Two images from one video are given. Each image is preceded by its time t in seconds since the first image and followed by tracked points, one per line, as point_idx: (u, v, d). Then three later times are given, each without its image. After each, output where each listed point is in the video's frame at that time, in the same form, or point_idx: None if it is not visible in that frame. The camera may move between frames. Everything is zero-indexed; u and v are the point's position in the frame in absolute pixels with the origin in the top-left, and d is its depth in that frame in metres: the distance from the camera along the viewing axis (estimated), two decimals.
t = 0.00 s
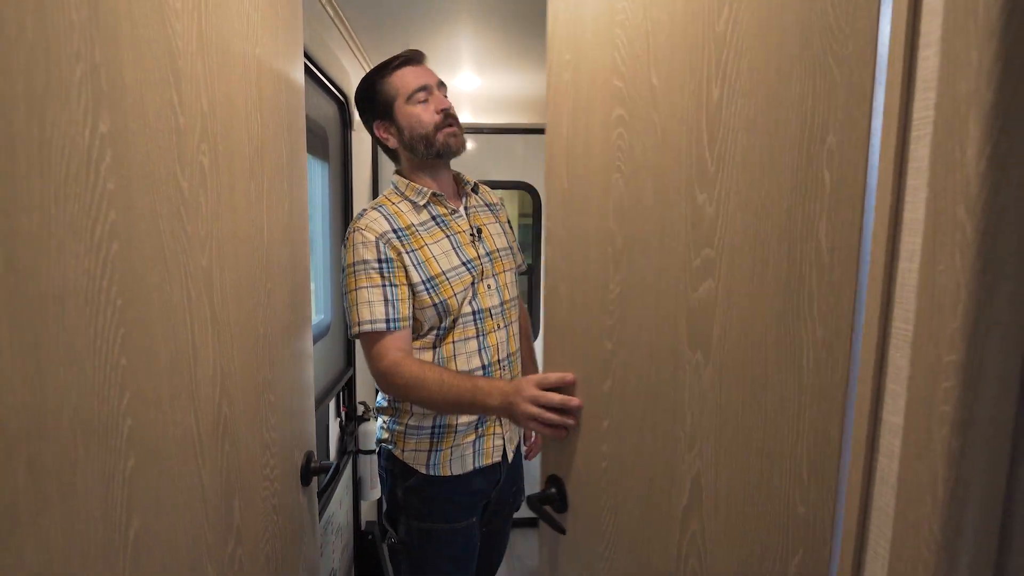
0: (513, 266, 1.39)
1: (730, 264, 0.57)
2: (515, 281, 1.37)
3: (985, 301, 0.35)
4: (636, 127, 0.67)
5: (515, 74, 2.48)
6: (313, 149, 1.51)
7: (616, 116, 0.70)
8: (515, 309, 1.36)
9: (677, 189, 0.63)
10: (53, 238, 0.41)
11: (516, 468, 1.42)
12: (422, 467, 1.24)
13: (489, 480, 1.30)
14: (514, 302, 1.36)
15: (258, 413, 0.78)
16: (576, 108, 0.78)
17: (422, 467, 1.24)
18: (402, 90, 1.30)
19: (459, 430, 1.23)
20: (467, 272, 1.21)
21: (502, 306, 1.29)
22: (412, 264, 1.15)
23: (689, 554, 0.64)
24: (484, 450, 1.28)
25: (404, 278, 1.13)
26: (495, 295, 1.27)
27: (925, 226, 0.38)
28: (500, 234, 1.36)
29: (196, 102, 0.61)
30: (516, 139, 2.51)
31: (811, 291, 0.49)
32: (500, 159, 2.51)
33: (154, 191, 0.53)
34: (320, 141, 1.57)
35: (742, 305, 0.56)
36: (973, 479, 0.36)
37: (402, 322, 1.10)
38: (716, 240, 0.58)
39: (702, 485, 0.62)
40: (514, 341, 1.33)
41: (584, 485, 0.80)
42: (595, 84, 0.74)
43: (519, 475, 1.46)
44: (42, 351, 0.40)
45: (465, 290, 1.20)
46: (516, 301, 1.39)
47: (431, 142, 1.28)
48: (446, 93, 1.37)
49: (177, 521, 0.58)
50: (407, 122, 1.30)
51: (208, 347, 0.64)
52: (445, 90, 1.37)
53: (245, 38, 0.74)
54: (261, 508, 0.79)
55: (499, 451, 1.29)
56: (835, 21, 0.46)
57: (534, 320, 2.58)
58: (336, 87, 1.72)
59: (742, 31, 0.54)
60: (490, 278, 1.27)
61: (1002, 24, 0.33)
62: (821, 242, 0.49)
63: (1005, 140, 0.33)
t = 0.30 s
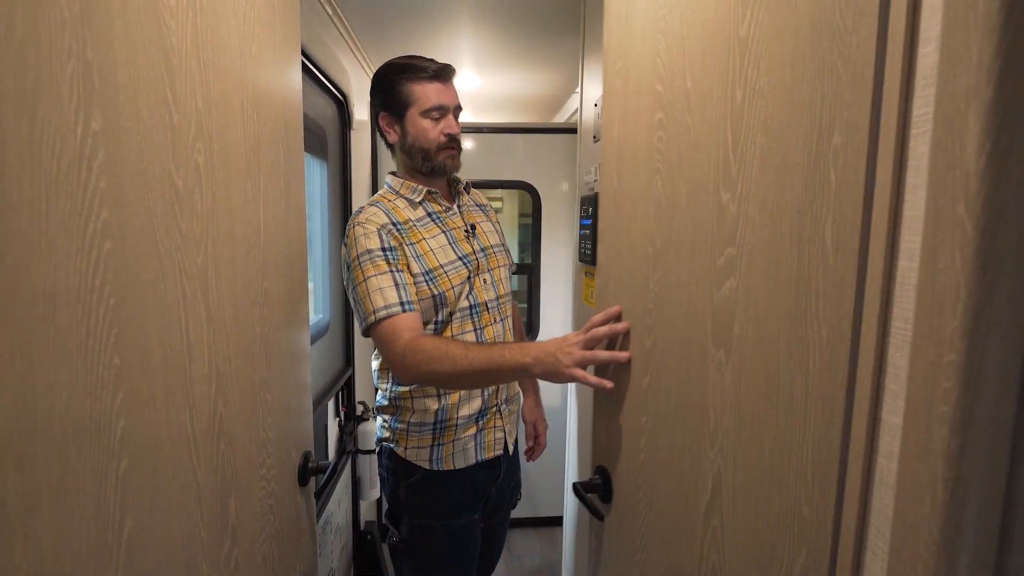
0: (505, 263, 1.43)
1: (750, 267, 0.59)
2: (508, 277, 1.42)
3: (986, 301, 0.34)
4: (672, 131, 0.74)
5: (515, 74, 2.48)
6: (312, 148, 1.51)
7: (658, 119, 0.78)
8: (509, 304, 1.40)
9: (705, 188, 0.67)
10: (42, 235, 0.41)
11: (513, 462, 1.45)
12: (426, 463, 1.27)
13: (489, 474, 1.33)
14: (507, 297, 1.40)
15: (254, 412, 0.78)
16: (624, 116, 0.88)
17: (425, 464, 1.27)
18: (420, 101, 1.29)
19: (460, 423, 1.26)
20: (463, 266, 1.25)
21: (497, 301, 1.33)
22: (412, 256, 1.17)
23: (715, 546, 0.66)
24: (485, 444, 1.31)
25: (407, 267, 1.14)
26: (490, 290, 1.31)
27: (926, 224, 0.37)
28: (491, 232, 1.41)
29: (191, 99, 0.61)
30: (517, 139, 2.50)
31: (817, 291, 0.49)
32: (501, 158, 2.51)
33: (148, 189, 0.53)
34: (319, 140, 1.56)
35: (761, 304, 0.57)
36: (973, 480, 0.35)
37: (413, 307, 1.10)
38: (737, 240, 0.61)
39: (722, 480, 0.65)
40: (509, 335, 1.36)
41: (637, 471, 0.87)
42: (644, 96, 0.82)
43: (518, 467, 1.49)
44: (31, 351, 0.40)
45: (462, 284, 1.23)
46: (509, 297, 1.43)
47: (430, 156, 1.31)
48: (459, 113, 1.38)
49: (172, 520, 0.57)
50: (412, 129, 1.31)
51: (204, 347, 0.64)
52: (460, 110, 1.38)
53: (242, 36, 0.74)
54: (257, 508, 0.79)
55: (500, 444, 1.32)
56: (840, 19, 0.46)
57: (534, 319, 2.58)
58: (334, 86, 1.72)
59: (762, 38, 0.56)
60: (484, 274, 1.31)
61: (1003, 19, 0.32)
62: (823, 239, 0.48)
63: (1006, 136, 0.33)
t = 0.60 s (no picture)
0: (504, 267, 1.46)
1: (762, 266, 0.58)
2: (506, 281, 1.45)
3: (983, 303, 0.33)
4: (698, 131, 0.75)
5: (515, 74, 2.48)
6: (310, 148, 1.50)
7: (685, 123, 0.79)
8: (507, 307, 1.43)
9: (725, 188, 0.67)
10: (32, 236, 0.40)
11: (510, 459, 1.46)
12: (426, 460, 1.26)
13: (488, 472, 1.33)
14: (505, 300, 1.43)
15: (250, 413, 0.78)
16: (660, 117, 0.89)
17: (426, 462, 1.26)
18: (433, 100, 1.31)
19: (461, 421, 1.26)
20: (467, 267, 1.27)
21: (497, 304, 1.36)
22: (420, 253, 1.18)
23: (727, 549, 0.66)
24: (485, 443, 1.31)
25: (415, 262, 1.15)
26: (491, 292, 1.34)
27: (921, 224, 0.37)
28: (492, 236, 1.45)
29: (185, 100, 0.60)
30: (516, 138, 2.50)
31: (820, 291, 0.49)
32: (501, 158, 2.50)
33: (140, 190, 0.53)
34: (317, 141, 1.56)
35: (769, 305, 0.57)
36: (970, 485, 0.35)
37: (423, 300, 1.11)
38: (752, 239, 0.61)
39: (735, 481, 0.64)
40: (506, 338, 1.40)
41: (662, 472, 0.87)
42: (674, 97, 0.83)
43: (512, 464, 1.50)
44: (19, 353, 0.39)
45: (465, 284, 1.26)
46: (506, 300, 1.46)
47: (439, 155, 1.32)
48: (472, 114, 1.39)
49: (165, 521, 0.57)
50: (423, 127, 1.32)
51: (199, 348, 0.63)
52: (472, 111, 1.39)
53: (238, 37, 0.73)
54: (253, 509, 0.79)
55: (498, 444, 1.32)
56: (842, 18, 0.46)
57: (534, 319, 2.58)
58: (333, 86, 1.71)
59: (775, 38, 0.56)
60: (486, 276, 1.35)
61: (999, 17, 0.32)
62: (824, 240, 0.48)
63: (1002, 136, 0.32)
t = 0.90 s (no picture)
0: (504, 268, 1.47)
1: (768, 264, 0.58)
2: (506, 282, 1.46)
3: (989, 301, 0.33)
4: (709, 128, 0.74)
5: (516, 73, 2.47)
6: (309, 146, 1.50)
7: (696, 120, 0.78)
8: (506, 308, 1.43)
9: (732, 186, 0.66)
10: (20, 232, 0.40)
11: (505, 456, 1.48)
12: (426, 456, 1.26)
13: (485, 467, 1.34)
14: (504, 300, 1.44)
15: (247, 413, 0.77)
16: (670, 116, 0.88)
17: (426, 457, 1.26)
18: (443, 96, 1.31)
19: (462, 417, 1.26)
20: (472, 267, 1.27)
21: (497, 305, 1.37)
22: (431, 251, 1.18)
23: (731, 551, 0.65)
24: (483, 438, 1.32)
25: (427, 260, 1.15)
26: (493, 292, 1.34)
27: (926, 221, 0.36)
28: (494, 237, 1.45)
29: (179, 96, 0.60)
30: (517, 137, 2.49)
31: (824, 289, 0.48)
32: (501, 157, 2.49)
33: (134, 186, 0.52)
34: (316, 139, 1.56)
35: (774, 304, 0.56)
36: (974, 487, 0.34)
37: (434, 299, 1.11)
38: (759, 237, 0.60)
39: (741, 481, 0.64)
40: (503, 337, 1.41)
41: (669, 473, 0.86)
42: (686, 96, 0.82)
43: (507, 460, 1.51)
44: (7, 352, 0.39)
45: (470, 283, 1.26)
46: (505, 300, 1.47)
47: (448, 154, 1.32)
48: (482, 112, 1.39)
49: (159, 522, 0.57)
50: (433, 123, 1.32)
51: (193, 347, 0.63)
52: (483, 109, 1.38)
53: (234, 34, 0.73)
54: (249, 509, 0.78)
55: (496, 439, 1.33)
56: (847, 13, 0.45)
57: (534, 318, 2.58)
58: (333, 84, 1.71)
59: (782, 33, 0.55)
60: (488, 276, 1.34)
61: (1006, 9, 0.31)
62: (830, 238, 0.47)
63: (1008, 131, 0.31)
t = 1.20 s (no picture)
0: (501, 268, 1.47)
1: (764, 269, 0.57)
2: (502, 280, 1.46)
3: (986, 311, 0.32)
4: (705, 131, 0.73)
5: (515, 74, 2.47)
6: (307, 148, 1.50)
7: (693, 122, 0.77)
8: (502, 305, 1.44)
9: (729, 190, 0.66)
10: (8, 239, 0.39)
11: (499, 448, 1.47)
12: (419, 446, 1.26)
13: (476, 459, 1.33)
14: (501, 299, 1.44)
15: (241, 417, 0.77)
16: (668, 120, 0.87)
17: (419, 447, 1.26)
18: (438, 98, 1.31)
19: (454, 409, 1.26)
20: (471, 265, 1.27)
21: (493, 302, 1.37)
22: (431, 249, 1.18)
23: (727, 558, 0.65)
24: (475, 430, 1.31)
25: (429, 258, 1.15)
26: (490, 290, 1.34)
27: (921, 229, 0.36)
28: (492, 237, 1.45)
29: (172, 100, 0.59)
30: (517, 138, 2.48)
31: (821, 295, 0.47)
32: (501, 158, 2.49)
33: (125, 192, 0.52)
34: (314, 141, 1.56)
35: (770, 309, 0.56)
36: (970, 499, 0.33)
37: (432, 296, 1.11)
38: (755, 242, 0.59)
39: (738, 488, 0.63)
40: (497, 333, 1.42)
41: (666, 477, 0.86)
42: (682, 99, 0.81)
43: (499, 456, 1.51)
44: None
45: (468, 281, 1.26)
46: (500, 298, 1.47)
47: (447, 152, 1.31)
48: (478, 112, 1.38)
49: (151, 529, 0.56)
50: (430, 125, 1.32)
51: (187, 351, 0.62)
52: (478, 109, 1.38)
53: (229, 37, 0.72)
54: (244, 514, 0.77)
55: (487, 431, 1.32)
56: (844, 17, 0.44)
57: (534, 320, 2.57)
58: (331, 85, 1.71)
59: (779, 36, 0.55)
60: (486, 275, 1.34)
61: (1002, 15, 0.30)
62: (826, 244, 0.47)
63: (1005, 138, 0.31)
